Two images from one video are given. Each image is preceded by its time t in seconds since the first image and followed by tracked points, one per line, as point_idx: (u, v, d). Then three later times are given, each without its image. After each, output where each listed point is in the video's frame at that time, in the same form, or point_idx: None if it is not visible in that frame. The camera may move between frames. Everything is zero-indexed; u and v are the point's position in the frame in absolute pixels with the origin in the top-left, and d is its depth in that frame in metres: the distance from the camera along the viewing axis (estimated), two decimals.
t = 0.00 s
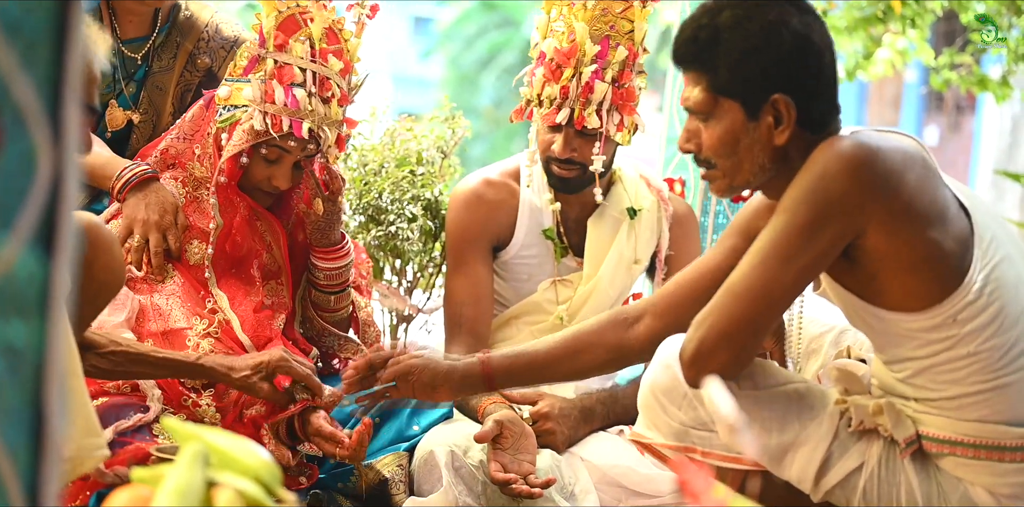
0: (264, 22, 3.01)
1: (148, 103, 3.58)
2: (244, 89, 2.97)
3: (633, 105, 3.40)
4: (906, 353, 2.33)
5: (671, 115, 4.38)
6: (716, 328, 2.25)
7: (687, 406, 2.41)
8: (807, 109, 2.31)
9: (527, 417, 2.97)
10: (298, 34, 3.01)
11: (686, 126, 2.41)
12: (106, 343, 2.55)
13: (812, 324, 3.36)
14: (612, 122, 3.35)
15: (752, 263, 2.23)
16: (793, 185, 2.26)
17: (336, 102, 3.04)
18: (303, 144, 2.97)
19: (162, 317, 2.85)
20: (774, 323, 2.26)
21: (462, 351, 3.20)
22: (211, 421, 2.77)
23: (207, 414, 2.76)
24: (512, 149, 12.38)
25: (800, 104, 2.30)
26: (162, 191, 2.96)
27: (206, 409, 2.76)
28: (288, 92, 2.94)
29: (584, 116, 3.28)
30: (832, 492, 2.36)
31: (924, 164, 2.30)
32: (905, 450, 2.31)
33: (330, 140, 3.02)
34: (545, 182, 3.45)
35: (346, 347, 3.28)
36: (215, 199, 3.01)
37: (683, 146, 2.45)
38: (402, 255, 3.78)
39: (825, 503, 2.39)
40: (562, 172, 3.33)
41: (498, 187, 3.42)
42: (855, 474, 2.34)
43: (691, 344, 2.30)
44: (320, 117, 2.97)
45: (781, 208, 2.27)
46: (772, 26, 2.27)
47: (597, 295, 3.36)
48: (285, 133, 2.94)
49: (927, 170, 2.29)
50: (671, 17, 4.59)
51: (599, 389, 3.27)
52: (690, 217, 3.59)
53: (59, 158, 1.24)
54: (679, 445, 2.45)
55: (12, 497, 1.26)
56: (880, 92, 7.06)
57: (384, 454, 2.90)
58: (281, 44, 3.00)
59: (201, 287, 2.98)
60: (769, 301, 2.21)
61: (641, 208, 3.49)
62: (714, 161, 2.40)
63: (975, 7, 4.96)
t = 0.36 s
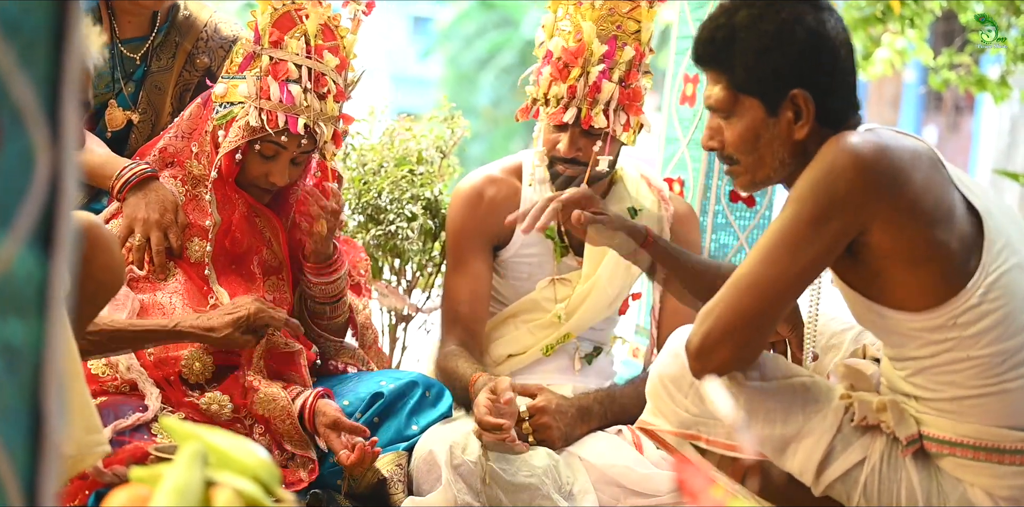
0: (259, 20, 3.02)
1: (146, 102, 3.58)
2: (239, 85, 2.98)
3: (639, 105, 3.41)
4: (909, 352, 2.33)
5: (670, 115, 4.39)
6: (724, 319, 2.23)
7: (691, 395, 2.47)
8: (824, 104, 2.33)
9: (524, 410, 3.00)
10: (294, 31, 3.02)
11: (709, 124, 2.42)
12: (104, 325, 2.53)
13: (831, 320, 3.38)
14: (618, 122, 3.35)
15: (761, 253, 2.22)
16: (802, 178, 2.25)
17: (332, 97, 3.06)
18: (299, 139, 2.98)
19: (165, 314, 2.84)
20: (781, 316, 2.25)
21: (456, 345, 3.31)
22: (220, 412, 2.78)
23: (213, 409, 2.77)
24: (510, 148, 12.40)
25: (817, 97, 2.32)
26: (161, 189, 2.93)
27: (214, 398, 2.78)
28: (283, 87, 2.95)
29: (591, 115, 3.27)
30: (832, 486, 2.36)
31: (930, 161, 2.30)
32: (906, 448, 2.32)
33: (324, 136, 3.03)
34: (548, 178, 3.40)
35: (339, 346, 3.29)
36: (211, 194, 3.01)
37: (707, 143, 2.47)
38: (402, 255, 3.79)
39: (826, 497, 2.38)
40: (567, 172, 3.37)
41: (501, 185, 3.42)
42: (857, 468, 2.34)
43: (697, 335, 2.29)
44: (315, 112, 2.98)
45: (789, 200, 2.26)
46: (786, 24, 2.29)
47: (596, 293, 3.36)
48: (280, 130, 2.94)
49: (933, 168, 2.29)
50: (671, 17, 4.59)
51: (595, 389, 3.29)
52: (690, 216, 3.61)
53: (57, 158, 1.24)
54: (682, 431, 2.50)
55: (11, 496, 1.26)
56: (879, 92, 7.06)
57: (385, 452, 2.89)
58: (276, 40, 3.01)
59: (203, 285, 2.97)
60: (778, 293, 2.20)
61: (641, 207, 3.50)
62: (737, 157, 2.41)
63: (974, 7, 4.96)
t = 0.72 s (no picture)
0: (258, 19, 3.01)
1: (146, 101, 3.57)
2: (240, 85, 2.97)
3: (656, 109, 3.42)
4: (932, 340, 2.35)
5: (668, 114, 4.38)
6: (755, 293, 2.27)
7: (706, 374, 2.50)
8: (885, 92, 2.40)
9: (523, 401, 3.01)
10: (292, 30, 3.01)
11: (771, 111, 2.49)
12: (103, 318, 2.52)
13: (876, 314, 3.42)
14: (634, 124, 3.37)
15: (799, 228, 2.24)
16: (843, 160, 2.28)
17: (332, 96, 3.07)
18: (300, 138, 2.99)
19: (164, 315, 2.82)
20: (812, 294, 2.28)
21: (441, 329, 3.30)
22: (214, 418, 2.77)
23: (209, 415, 2.76)
24: (508, 146, 12.37)
25: (879, 83, 2.39)
26: (158, 189, 2.91)
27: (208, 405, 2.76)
28: (284, 87, 2.95)
29: (608, 116, 3.29)
30: (836, 475, 2.35)
31: (968, 156, 2.33)
32: (916, 443, 2.32)
33: (325, 135, 3.04)
34: (557, 178, 3.44)
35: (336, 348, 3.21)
36: (212, 195, 2.99)
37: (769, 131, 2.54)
38: (400, 253, 3.76)
39: (830, 485, 2.37)
40: (577, 169, 3.39)
41: (506, 180, 3.42)
42: (863, 459, 2.33)
43: (727, 306, 2.33)
44: (316, 112, 2.98)
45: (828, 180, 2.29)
46: (847, 15, 2.36)
47: (595, 292, 3.33)
48: (281, 129, 2.95)
49: (970, 162, 2.32)
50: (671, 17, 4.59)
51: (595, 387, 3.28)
52: (693, 216, 3.59)
53: (54, 156, 1.24)
54: (687, 411, 2.51)
55: (10, 494, 1.26)
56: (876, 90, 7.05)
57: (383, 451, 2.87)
58: (276, 40, 3.00)
59: (200, 288, 2.97)
60: (812, 270, 2.23)
61: (644, 208, 3.49)
62: (796, 143, 2.48)
63: (974, 6, 4.96)
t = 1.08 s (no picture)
0: (247, 14, 3.03)
1: (145, 101, 3.58)
2: (232, 81, 2.98)
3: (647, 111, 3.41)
4: (948, 332, 2.36)
5: (667, 114, 4.39)
6: (780, 271, 2.27)
7: (712, 366, 2.50)
8: (931, 87, 2.48)
9: (522, 404, 3.01)
10: (283, 23, 3.03)
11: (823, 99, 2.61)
12: (100, 327, 2.47)
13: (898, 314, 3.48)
14: (625, 126, 3.39)
15: (828, 211, 2.26)
16: (873, 152, 2.32)
17: (325, 88, 3.08)
18: (297, 130, 2.99)
19: (160, 316, 2.82)
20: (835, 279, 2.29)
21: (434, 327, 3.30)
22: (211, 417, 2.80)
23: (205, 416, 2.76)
24: (506, 146, 12.38)
25: (925, 75, 2.47)
26: (155, 190, 2.91)
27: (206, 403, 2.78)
28: (276, 79, 2.96)
29: (598, 120, 3.30)
30: (838, 468, 2.35)
31: (1000, 155, 2.35)
32: (920, 441, 2.32)
33: (320, 125, 3.05)
34: (551, 179, 3.45)
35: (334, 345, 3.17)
36: (210, 191, 3.00)
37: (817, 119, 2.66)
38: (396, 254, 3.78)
39: (831, 479, 2.38)
40: (569, 171, 3.41)
41: (504, 180, 3.44)
42: (865, 453, 2.33)
43: (750, 284, 2.34)
44: (310, 103, 2.99)
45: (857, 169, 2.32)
46: (902, 7, 2.48)
47: (593, 293, 3.34)
48: (277, 122, 2.95)
49: (1002, 160, 2.34)
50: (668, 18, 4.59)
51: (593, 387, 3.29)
52: (688, 215, 3.59)
53: (53, 156, 1.24)
54: (692, 401, 2.50)
55: (9, 494, 1.26)
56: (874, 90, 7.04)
57: (382, 451, 2.88)
58: (266, 34, 3.02)
59: (196, 288, 2.96)
60: (837, 253, 2.24)
61: (640, 208, 3.49)
62: (842, 131, 2.59)
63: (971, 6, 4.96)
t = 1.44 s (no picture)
0: (241, 12, 3.01)
1: (144, 99, 3.57)
2: (228, 79, 2.98)
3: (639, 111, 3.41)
4: (949, 334, 2.36)
5: (666, 113, 4.39)
6: (779, 271, 2.27)
7: (711, 365, 2.50)
8: (935, 84, 2.49)
9: (519, 405, 3.02)
10: (278, 21, 3.02)
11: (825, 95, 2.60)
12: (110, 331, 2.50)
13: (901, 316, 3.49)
14: (617, 127, 3.37)
15: (827, 211, 2.25)
16: (872, 152, 2.32)
17: (321, 84, 3.07)
18: (293, 126, 2.98)
19: (156, 318, 2.82)
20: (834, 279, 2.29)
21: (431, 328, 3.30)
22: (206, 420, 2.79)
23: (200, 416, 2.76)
24: (504, 145, 12.38)
25: (929, 73, 2.48)
26: (152, 189, 2.90)
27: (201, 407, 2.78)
28: (272, 76, 2.96)
29: (591, 120, 3.29)
30: (836, 468, 2.35)
31: (1000, 154, 2.35)
32: (918, 442, 2.32)
33: (318, 121, 3.04)
34: (545, 179, 3.46)
35: (332, 344, 3.19)
36: (207, 188, 2.99)
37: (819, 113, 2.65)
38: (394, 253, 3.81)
39: (829, 479, 2.38)
40: (564, 171, 3.39)
41: (501, 180, 3.44)
42: (863, 454, 2.33)
43: (749, 284, 2.34)
44: (307, 99, 2.99)
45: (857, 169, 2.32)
46: (908, 4, 2.47)
47: (589, 293, 3.34)
48: (273, 118, 2.95)
49: (1002, 160, 2.34)
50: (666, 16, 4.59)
51: (590, 387, 3.29)
52: (685, 213, 3.59)
53: (52, 155, 1.25)
54: (691, 400, 2.51)
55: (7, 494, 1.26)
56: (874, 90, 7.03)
57: (379, 450, 2.88)
58: (260, 31, 3.01)
59: (193, 289, 2.97)
60: (837, 254, 2.24)
61: (635, 206, 3.49)
62: (844, 126, 2.58)
63: (971, 6, 4.96)
